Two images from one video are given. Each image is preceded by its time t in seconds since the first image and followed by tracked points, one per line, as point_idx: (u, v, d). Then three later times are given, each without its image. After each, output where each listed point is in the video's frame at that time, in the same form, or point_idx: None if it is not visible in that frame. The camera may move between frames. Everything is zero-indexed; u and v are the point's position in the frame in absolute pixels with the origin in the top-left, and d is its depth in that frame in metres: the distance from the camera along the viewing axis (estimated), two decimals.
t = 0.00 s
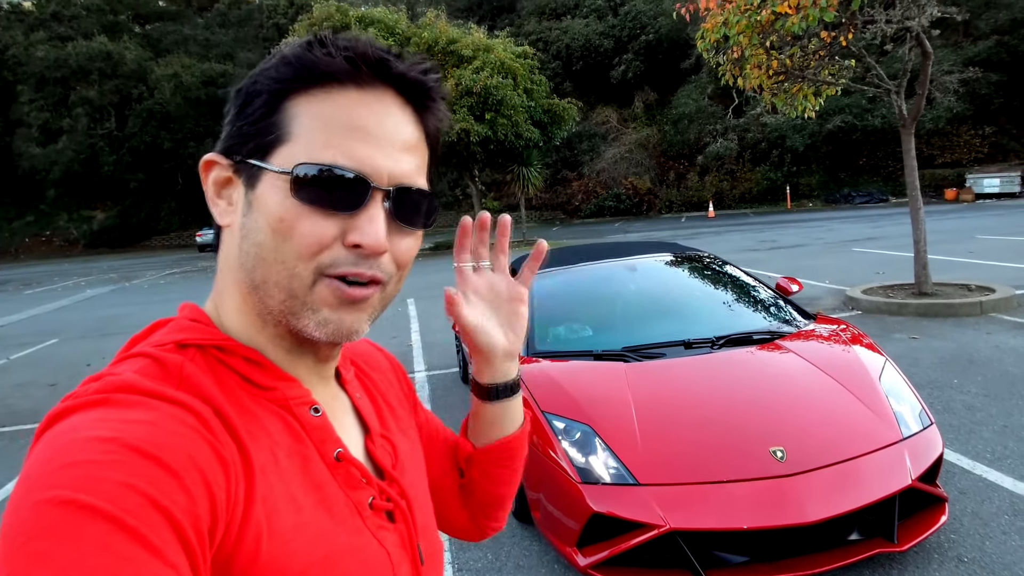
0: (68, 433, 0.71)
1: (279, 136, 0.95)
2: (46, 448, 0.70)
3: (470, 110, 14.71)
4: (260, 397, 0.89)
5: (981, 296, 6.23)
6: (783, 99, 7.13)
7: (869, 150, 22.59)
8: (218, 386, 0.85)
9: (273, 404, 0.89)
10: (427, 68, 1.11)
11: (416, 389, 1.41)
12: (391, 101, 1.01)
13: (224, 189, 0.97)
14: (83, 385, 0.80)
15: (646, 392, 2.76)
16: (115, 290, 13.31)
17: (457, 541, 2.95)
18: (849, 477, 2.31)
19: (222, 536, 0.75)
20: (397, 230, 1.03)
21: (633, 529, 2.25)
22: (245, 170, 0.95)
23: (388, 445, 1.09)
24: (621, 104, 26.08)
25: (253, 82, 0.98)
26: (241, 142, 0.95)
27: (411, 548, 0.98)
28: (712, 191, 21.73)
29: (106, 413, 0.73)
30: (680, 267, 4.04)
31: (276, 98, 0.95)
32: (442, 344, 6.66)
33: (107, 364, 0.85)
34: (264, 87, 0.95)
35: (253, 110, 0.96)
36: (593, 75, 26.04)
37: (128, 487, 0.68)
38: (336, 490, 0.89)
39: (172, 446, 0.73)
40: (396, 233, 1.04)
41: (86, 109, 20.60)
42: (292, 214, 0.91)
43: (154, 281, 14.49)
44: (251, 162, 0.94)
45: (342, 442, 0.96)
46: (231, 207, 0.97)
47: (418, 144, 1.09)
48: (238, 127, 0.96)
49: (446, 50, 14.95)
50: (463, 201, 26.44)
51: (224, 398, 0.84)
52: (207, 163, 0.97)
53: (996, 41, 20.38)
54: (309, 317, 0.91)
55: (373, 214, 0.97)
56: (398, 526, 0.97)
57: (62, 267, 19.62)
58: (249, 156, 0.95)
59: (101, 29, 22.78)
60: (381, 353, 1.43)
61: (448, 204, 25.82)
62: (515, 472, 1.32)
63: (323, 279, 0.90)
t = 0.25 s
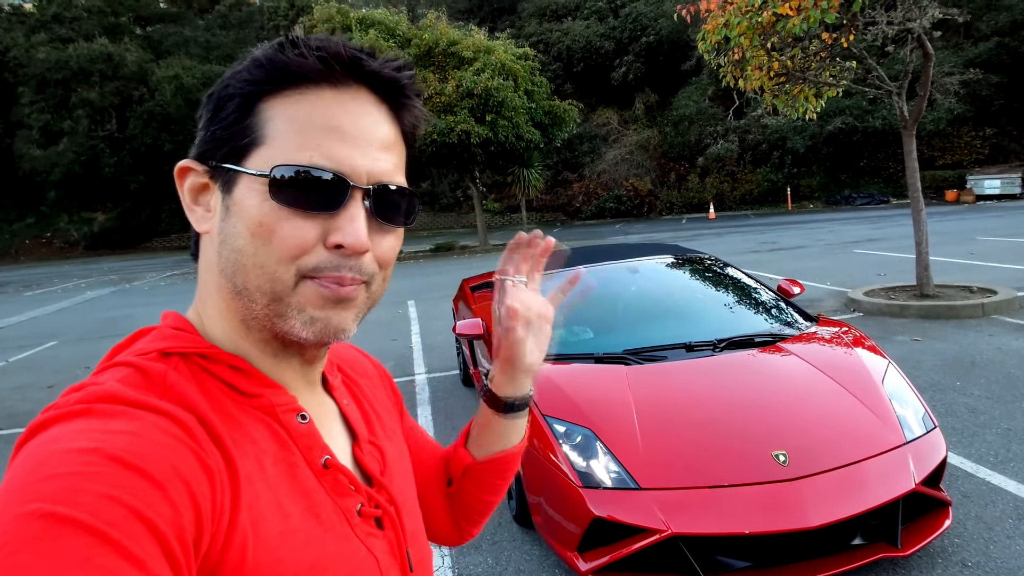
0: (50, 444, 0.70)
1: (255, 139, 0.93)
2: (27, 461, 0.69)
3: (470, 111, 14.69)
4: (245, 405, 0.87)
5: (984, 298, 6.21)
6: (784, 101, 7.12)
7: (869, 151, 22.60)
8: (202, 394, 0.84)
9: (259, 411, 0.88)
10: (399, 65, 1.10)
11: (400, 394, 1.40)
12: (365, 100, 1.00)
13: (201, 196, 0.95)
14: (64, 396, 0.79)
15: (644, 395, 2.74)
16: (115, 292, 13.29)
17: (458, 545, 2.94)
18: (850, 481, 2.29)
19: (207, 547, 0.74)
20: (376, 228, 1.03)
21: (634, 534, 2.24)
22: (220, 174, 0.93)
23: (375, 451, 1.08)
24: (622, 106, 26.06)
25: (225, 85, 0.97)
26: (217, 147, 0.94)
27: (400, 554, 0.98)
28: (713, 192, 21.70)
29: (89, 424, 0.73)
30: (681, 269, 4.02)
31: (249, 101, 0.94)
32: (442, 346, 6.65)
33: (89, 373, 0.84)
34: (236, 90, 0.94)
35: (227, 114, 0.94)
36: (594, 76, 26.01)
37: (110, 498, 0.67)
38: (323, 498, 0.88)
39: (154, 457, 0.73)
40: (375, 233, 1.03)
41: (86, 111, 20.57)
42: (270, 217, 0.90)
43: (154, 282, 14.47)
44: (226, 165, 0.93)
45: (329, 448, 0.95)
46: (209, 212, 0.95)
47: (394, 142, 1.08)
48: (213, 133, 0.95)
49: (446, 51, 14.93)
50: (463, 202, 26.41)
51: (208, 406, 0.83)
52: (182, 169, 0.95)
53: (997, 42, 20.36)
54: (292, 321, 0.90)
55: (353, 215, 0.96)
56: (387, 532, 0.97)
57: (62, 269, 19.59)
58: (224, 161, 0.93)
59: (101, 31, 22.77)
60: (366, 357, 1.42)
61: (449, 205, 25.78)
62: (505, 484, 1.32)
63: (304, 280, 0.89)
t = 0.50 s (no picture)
0: (44, 441, 0.70)
1: (251, 134, 0.93)
2: (20, 457, 0.69)
3: (473, 113, 14.69)
4: (240, 401, 0.87)
5: (988, 298, 6.19)
6: (787, 101, 7.10)
7: (873, 152, 22.54)
8: (198, 390, 0.84)
9: (253, 408, 0.88)
10: (393, 62, 1.11)
11: (395, 396, 1.40)
12: (361, 94, 1.00)
13: (196, 192, 0.95)
14: (58, 394, 0.79)
15: (645, 396, 2.74)
16: (118, 294, 13.31)
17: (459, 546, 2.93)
18: (853, 481, 2.28)
19: (201, 543, 0.74)
20: (371, 223, 1.03)
21: (637, 535, 2.23)
22: (215, 171, 0.93)
23: (371, 447, 1.08)
24: (624, 107, 26.05)
25: (221, 81, 0.97)
26: (211, 142, 0.93)
27: (396, 551, 0.98)
28: (715, 194, 21.66)
29: (83, 420, 0.73)
30: (685, 270, 4.02)
31: (245, 97, 0.94)
32: (444, 347, 6.64)
33: (83, 371, 0.84)
34: (232, 86, 0.94)
35: (222, 109, 0.94)
36: (596, 78, 26.01)
37: (105, 493, 0.67)
38: (319, 494, 0.88)
39: (149, 453, 0.73)
40: (371, 227, 1.03)
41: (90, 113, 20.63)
42: (268, 211, 0.90)
43: (157, 284, 14.49)
44: (222, 161, 0.92)
45: (324, 446, 0.95)
46: (204, 209, 0.95)
47: (389, 137, 1.08)
48: (207, 128, 0.94)
49: (449, 53, 14.95)
50: (466, 204, 26.41)
51: (202, 402, 0.83)
52: (177, 166, 0.94)
53: (1000, 43, 20.32)
54: (290, 314, 0.90)
55: (350, 209, 0.96)
56: (382, 529, 0.96)
57: (66, 271, 19.64)
58: (219, 156, 0.93)
59: (105, 33, 22.83)
60: (363, 359, 1.42)
61: (452, 207, 25.80)
62: (500, 508, 1.33)
63: (302, 276, 0.89)
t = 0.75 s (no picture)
0: (46, 445, 0.71)
1: (248, 134, 0.94)
2: (22, 462, 0.70)
3: (476, 112, 14.69)
4: (240, 404, 0.88)
5: (992, 297, 6.18)
6: (790, 100, 7.09)
7: (876, 150, 22.47)
8: (198, 394, 0.85)
9: (254, 410, 0.89)
10: (388, 59, 1.11)
11: (399, 394, 1.41)
12: (356, 92, 1.01)
13: (193, 195, 0.95)
14: (60, 398, 0.80)
15: (647, 395, 2.74)
16: (122, 293, 13.36)
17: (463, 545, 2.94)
18: (856, 481, 2.28)
19: (203, 546, 0.75)
20: (370, 221, 1.04)
21: (640, 534, 2.23)
22: (213, 172, 0.93)
23: (373, 449, 1.09)
24: (627, 106, 26.02)
25: (216, 83, 0.97)
26: (209, 145, 0.94)
27: (398, 553, 0.98)
28: (718, 192, 21.62)
29: (84, 425, 0.73)
30: (687, 269, 4.02)
31: (242, 98, 0.94)
32: (448, 346, 6.65)
33: (85, 375, 0.85)
34: (227, 86, 0.94)
35: (218, 110, 0.94)
36: (599, 76, 25.98)
37: (106, 498, 0.68)
38: (320, 497, 0.88)
39: (150, 457, 0.73)
40: (370, 225, 1.04)
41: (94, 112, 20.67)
42: (268, 212, 0.90)
43: (161, 283, 14.53)
44: (220, 163, 0.93)
45: (326, 447, 0.95)
46: (202, 211, 0.95)
47: (385, 133, 1.08)
48: (203, 131, 0.95)
49: (451, 52, 14.94)
50: (469, 203, 26.41)
51: (203, 406, 0.83)
52: (173, 169, 0.95)
53: (1004, 41, 20.24)
54: (293, 315, 0.91)
55: (351, 207, 0.97)
56: (385, 531, 0.97)
57: (70, 270, 19.70)
58: (218, 158, 0.93)
59: (108, 32, 22.86)
60: (364, 358, 1.42)
61: (454, 205, 25.81)
62: (504, 490, 1.32)
63: (304, 276, 0.90)
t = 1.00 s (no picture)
0: (48, 443, 0.72)
1: (251, 133, 0.94)
2: (25, 460, 0.71)
3: (476, 107, 14.69)
4: (243, 400, 0.89)
5: (992, 291, 6.18)
6: (790, 94, 7.09)
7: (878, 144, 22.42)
8: (200, 391, 0.86)
9: (256, 407, 0.90)
10: (389, 56, 1.12)
11: (401, 391, 1.42)
12: (356, 89, 1.02)
13: (193, 192, 0.96)
14: (62, 396, 0.81)
15: (647, 389, 2.75)
16: (124, 290, 13.39)
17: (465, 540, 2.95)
18: (854, 474, 2.29)
19: (207, 541, 0.76)
20: (372, 219, 1.05)
21: (641, 527, 2.25)
22: (213, 170, 0.94)
23: (375, 445, 1.10)
24: (628, 100, 25.98)
25: (215, 80, 0.97)
26: (208, 143, 0.94)
27: (401, 547, 0.99)
28: (719, 186, 21.57)
29: (86, 423, 0.75)
30: (688, 264, 4.02)
31: (242, 95, 0.94)
32: (449, 342, 6.66)
33: (87, 373, 0.86)
34: (227, 84, 0.95)
35: (219, 107, 0.95)
36: (599, 71, 25.94)
37: (108, 495, 0.69)
38: (323, 492, 0.89)
39: (151, 454, 0.74)
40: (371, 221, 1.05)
41: (94, 110, 20.68)
42: (272, 210, 0.91)
43: (163, 280, 14.55)
44: (221, 161, 0.93)
45: (329, 444, 0.97)
46: (202, 210, 0.96)
47: (385, 131, 1.10)
48: (204, 127, 0.95)
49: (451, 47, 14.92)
50: (469, 198, 26.42)
51: (205, 402, 0.84)
52: (172, 167, 0.96)
53: (1006, 34, 20.17)
54: (298, 313, 0.92)
55: (354, 205, 0.98)
56: (388, 526, 0.98)
57: (72, 267, 19.74)
58: (218, 156, 0.93)
59: (107, 29, 22.85)
60: (366, 355, 1.43)
61: (455, 201, 25.81)
62: (510, 491, 1.34)
63: (308, 273, 0.91)
